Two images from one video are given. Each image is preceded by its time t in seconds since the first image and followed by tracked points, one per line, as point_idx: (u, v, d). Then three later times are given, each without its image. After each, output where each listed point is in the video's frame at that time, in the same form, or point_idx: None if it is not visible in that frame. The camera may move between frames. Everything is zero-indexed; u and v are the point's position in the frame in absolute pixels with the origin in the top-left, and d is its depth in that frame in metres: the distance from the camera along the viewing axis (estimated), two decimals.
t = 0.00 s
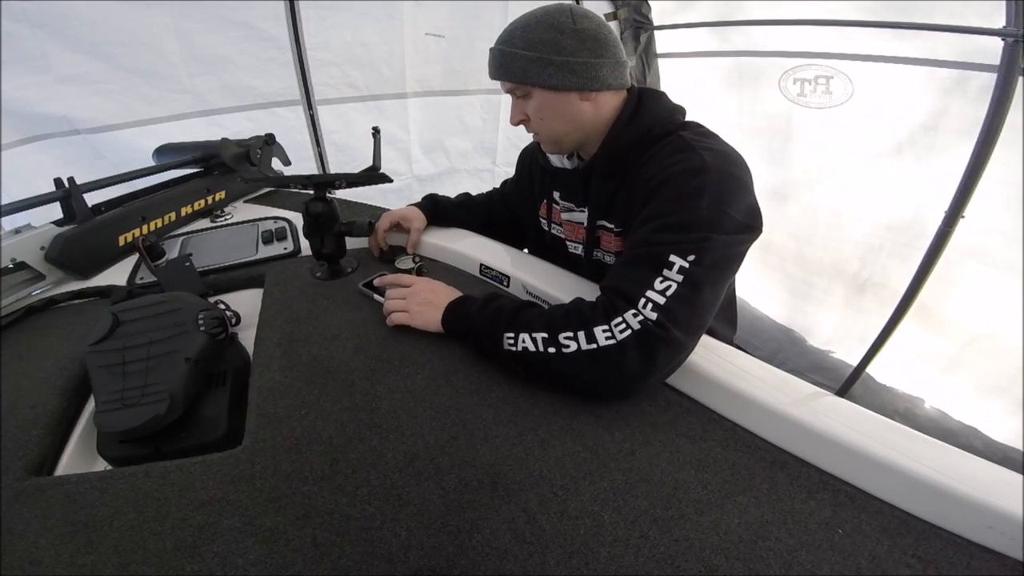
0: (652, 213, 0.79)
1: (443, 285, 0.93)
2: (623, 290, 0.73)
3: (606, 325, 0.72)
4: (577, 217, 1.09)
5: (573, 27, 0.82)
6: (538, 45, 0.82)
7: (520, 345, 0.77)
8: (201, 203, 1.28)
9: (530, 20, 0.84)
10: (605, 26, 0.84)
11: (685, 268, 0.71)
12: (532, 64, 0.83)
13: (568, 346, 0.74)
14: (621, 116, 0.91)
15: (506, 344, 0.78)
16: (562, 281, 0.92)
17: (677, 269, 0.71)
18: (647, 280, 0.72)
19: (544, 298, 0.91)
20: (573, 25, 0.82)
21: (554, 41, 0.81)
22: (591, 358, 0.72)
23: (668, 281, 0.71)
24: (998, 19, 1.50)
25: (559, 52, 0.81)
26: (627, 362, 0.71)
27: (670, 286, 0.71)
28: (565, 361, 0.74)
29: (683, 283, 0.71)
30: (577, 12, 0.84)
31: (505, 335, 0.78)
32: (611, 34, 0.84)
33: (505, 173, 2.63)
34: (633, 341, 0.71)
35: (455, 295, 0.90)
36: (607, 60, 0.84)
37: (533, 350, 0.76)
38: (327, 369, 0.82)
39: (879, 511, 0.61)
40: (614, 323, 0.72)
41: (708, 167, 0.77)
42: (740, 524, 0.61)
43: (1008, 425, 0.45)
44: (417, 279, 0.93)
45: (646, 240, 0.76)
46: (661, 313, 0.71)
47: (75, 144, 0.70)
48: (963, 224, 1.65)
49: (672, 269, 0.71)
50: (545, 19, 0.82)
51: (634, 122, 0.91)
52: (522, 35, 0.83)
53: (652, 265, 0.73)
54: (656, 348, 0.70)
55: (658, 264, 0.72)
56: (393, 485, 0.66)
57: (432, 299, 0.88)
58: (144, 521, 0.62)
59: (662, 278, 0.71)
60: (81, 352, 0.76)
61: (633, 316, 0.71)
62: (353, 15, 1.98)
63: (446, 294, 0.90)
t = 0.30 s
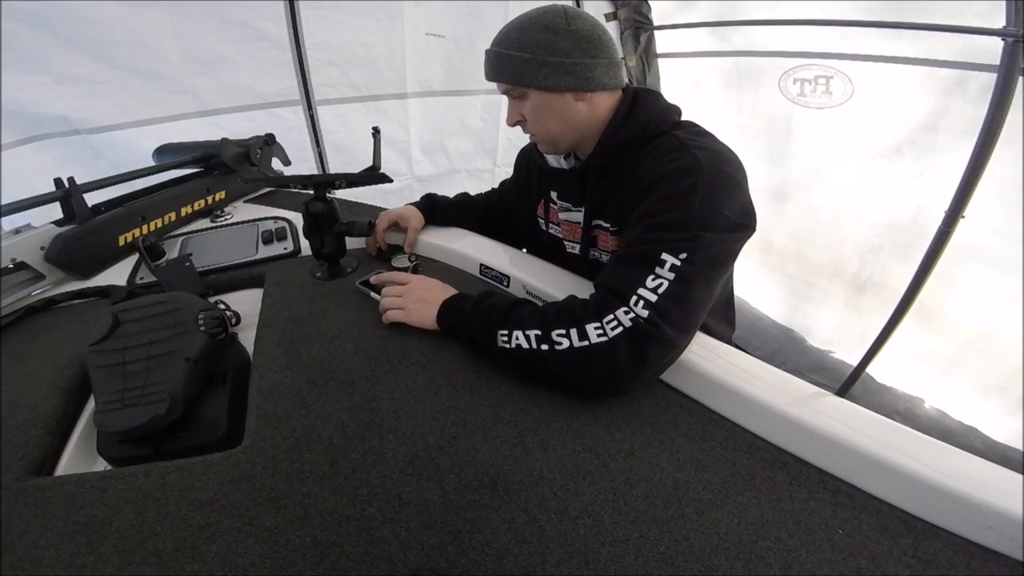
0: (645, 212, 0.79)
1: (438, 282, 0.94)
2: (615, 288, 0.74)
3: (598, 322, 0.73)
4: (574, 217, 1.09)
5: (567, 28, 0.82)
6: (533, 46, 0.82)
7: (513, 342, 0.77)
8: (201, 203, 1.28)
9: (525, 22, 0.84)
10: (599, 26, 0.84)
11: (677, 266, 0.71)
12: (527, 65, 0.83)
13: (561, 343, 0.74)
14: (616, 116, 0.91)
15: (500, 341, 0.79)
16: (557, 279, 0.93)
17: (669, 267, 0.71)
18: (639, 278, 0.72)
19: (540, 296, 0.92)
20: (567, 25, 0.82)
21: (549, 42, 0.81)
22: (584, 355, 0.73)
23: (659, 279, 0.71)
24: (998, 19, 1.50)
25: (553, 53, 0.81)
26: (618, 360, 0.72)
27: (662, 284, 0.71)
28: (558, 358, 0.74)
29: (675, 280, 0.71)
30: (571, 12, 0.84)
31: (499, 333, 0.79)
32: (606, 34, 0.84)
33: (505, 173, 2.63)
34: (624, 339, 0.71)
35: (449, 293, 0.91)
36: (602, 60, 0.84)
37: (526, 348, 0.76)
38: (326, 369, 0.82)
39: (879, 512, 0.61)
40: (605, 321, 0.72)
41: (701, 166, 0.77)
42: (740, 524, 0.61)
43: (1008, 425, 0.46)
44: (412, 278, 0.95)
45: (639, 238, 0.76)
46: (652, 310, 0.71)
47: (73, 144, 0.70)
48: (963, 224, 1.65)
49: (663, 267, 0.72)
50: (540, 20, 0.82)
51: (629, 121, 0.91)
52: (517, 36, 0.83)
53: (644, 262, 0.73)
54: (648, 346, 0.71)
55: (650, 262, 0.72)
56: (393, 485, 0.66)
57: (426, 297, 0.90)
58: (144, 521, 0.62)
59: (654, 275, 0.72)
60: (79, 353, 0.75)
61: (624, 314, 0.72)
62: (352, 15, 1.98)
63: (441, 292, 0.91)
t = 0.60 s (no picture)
0: (643, 212, 0.79)
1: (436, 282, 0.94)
2: (614, 288, 0.73)
3: (596, 322, 0.73)
4: (573, 217, 1.09)
5: (567, 28, 0.82)
6: (533, 46, 0.82)
7: (512, 342, 0.77)
8: (202, 203, 1.27)
9: (524, 21, 0.84)
10: (599, 26, 0.84)
11: (676, 266, 0.71)
12: (527, 65, 0.83)
13: (559, 343, 0.74)
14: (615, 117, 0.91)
15: (499, 341, 0.79)
16: (555, 277, 0.93)
17: (668, 267, 0.71)
18: (638, 278, 0.72)
19: (538, 295, 0.92)
20: (567, 26, 0.82)
21: (548, 42, 0.81)
22: (582, 356, 0.73)
23: (657, 279, 0.71)
24: (998, 19, 1.50)
25: (553, 53, 0.81)
26: (616, 360, 0.72)
27: (660, 284, 0.71)
28: (556, 358, 0.74)
29: (673, 281, 0.71)
30: (571, 12, 0.84)
31: (497, 332, 0.79)
32: (605, 35, 0.84)
33: (505, 173, 2.63)
34: (621, 339, 0.72)
35: (447, 292, 0.91)
36: (601, 60, 0.84)
37: (525, 347, 0.76)
38: (326, 369, 0.82)
39: (879, 511, 0.61)
40: (604, 321, 0.72)
41: (700, 166, 0.77)
42: (740, 524, 0.61)
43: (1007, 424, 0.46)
44: (410, 277, 0.95)
45: (638, 238, 0.76)
46: (650, 310, 0.71)
47: (73, 145, 0.70)
48: (963, 224, 1.65)
49: (662, 267, 0.72)
50: (539, 20, 0.82)
51: (628, 122, 0.91)
52: (516, 36, 0.83)
53: (643, 263, 0.73)
54: (645, 346, 0.71)
55: (648, 262, 0.72)
56: (393, 485, 0.66)
57: (425, 296, 0.90)
58: (144, 520, 0.62)
59: (652, 275, 0.72)
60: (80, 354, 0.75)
61: (622, 314, 0.72)
62: (352, 15, 1.98)
63: (438, 291, 0.91)
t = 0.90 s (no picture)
0: (643, 212, 0.79)
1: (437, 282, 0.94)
2: (613, 289, 0.73)
3: (595, 323, 0.73)
4: (573, 217, 1.09)
5: (568, 29, 0.82)
6: (533, 46, 0.82)
7: (512, 342, 0.77)
8: (202, 203, 1.27)
9: (525, 22, 0.84)
10: (600, 26, 0.84)
11: (675, 267, 0.71)
12: (528, 65, 0.83)
13: (558, 343, 0.74)
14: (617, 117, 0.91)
15: (498, 341, 0.79)
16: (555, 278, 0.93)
17: (668, 268, 0.71)
18: (637, 278, 0.72)
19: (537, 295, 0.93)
20: (568, 26, 0.82)
21: (549, 42, 0.81)
22: (581, 356, 0.73)
23: (657, 280, 0.71)
24: (998, 18, 1.50)
25: (553, 53, 0.81)
26: (614, 361, 0.72)
27: (660, 285, 0.71)
28: (555, 358, 0.74)
29: (672, 282, 0.71)
30: (572, 12, 0.84)
31: (497, 333, 0.79)
32: (606, 35, 0.84)
33: (505, 173, 2.63)
34: (620, 339, 0.72)
35: (447, 292, 0.91)
36: (602, 60, 0.84)
37: (524, 348, 0.76)
38: (326, 369, 0.82)
39: (879, 512, 0.61)
40: (603, 322, 0.72)
41: (700, 166, 0.77)
42: (740, 524, 0.61)
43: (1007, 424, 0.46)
44: (410, 277, 0.94)
45: (637, 239, 0.76)
46: (649, 311, 0.71)
47: (73, 146, 0.70)
48: (963, 223, 1.65)
49: (662, 268, 0.71)
50: (540, 20, 0.82)
51: (629, 122, 0.91)
52: (517, 36, 0.83)
53: (643, 264, 0.73)
54: (643, 346, 0.71)
55: (648, 263, 0.72)
56: (393, 485, 0.66)
57: (424, 296, 0.90)
58: (144, 520, 0.62)
59: (652, 276, 0.72)
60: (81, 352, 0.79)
61: (621, 314, 0.72)
62: (352, 15, 1.98)
63: (437, 292, 0.91)
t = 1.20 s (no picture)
0: (644, 213, 0.79)
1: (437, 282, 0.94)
2: (614, 291, 0.73)
3: (596, 325, 0.72)
4: (573, 217, 1.09)
5: (569, 29, 0.81)
6: (534, 47, 0.82)
7: (512, 343, 0.77)
8: (202, 203, 1.27)
9: (526, 22, 0.84)
10: (601, 27, 0.84)
11: (676, 269, 0.71)
12: (529, 66, 0.83)
13: (559, 344, 0.74)
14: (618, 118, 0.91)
15: (499, 341, 0.78)
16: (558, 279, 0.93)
17: (669, 270, 0.71)
18: (638, 280, 0.72)
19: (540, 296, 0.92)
20: (569, 27, 0.82)
21: (550, 43, 0.81)
22: (582, 357, 0.73)
23: (658, 282, 0.71)
24: (998, 18, 1.50)
25: (555, 54, 0.81)
26: (615, 362, 0.71)
27: (661, 287, 0.71)
28: (555, 358, 0.74)
29: (673, 284, 0.71)
30: (573, 12, 0.84)
31: (497, 333, 0.79)
32: (607, 36, 0.84)
33: (505, 173, 2.63)
34: (620, 340, 0.71)
35: (447, 292, 0.91)
36: (603, 61, 0.84)
37: (525, 349, 0.76)
38: (326, 369, 0.82)
39: (879, 512, 0.61)
40: (604, 323, 0.72)
41: (702, 167, 0.77)
42: (739, 524, 0.61)
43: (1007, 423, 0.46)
44: (410, 277, 0.94)
45: (637, 239, 0.76)
46: (650, 313, 0.71)
47: (73, 146, 0.70)
48: (963, 224, 1.65)
49: (663, 270, 0.71)
50: (541, 21, 0.82)
51: (630, 122, 0.91)
52: (518, 37, 0.83)
53: (643, 266, 0.73)
54: (645, 348, 0.71)
55: (649, 265, 0.72)
56: (393, 485, 0.66)
57: (425, 297, 0.90)
58: (144, 520, 0.62)
59: (652, 278, 0.72)
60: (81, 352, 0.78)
61: (623, 316, 0.72)
62: (352, 15, 1.98)
63: (438, 291, 0.91)
